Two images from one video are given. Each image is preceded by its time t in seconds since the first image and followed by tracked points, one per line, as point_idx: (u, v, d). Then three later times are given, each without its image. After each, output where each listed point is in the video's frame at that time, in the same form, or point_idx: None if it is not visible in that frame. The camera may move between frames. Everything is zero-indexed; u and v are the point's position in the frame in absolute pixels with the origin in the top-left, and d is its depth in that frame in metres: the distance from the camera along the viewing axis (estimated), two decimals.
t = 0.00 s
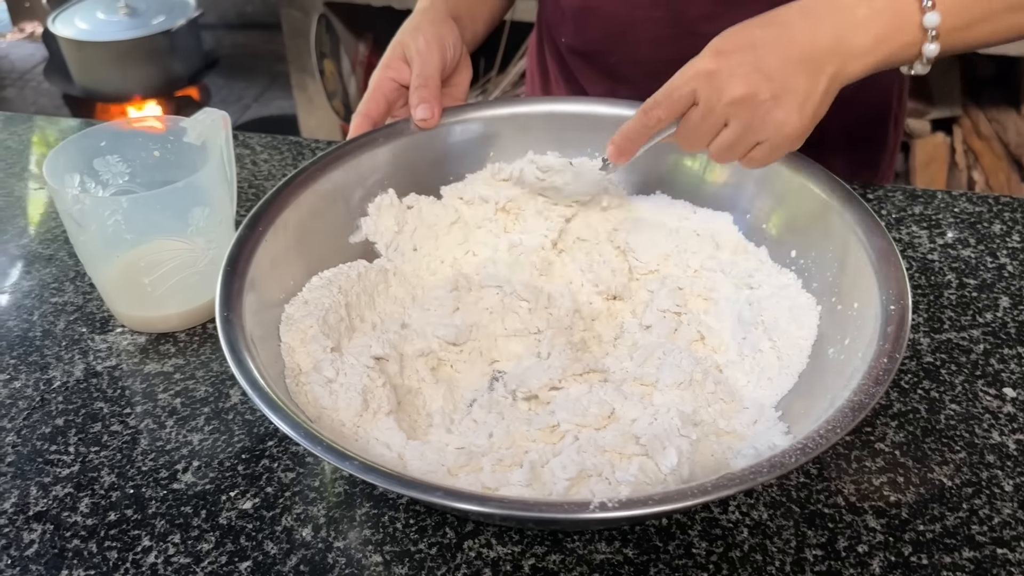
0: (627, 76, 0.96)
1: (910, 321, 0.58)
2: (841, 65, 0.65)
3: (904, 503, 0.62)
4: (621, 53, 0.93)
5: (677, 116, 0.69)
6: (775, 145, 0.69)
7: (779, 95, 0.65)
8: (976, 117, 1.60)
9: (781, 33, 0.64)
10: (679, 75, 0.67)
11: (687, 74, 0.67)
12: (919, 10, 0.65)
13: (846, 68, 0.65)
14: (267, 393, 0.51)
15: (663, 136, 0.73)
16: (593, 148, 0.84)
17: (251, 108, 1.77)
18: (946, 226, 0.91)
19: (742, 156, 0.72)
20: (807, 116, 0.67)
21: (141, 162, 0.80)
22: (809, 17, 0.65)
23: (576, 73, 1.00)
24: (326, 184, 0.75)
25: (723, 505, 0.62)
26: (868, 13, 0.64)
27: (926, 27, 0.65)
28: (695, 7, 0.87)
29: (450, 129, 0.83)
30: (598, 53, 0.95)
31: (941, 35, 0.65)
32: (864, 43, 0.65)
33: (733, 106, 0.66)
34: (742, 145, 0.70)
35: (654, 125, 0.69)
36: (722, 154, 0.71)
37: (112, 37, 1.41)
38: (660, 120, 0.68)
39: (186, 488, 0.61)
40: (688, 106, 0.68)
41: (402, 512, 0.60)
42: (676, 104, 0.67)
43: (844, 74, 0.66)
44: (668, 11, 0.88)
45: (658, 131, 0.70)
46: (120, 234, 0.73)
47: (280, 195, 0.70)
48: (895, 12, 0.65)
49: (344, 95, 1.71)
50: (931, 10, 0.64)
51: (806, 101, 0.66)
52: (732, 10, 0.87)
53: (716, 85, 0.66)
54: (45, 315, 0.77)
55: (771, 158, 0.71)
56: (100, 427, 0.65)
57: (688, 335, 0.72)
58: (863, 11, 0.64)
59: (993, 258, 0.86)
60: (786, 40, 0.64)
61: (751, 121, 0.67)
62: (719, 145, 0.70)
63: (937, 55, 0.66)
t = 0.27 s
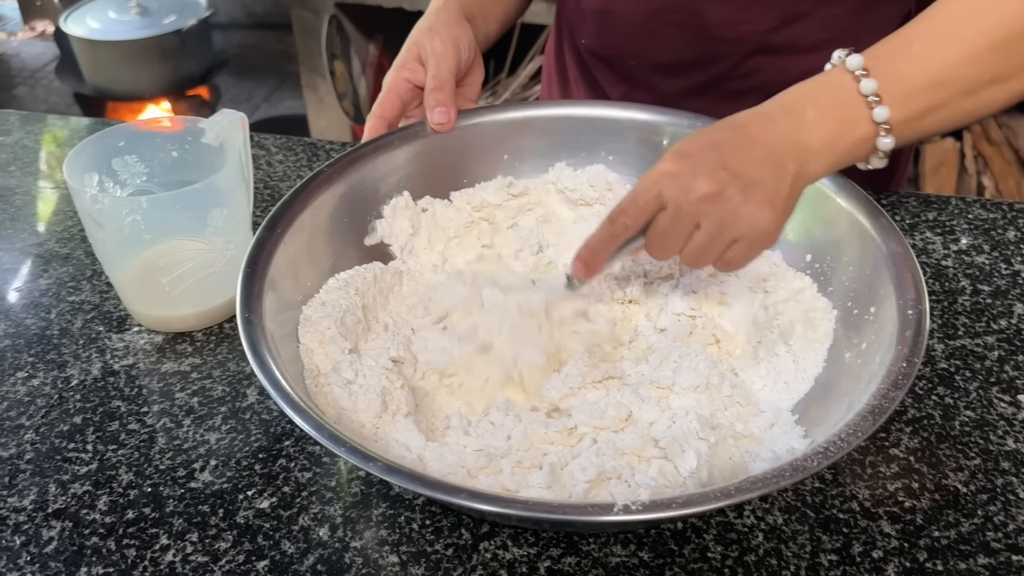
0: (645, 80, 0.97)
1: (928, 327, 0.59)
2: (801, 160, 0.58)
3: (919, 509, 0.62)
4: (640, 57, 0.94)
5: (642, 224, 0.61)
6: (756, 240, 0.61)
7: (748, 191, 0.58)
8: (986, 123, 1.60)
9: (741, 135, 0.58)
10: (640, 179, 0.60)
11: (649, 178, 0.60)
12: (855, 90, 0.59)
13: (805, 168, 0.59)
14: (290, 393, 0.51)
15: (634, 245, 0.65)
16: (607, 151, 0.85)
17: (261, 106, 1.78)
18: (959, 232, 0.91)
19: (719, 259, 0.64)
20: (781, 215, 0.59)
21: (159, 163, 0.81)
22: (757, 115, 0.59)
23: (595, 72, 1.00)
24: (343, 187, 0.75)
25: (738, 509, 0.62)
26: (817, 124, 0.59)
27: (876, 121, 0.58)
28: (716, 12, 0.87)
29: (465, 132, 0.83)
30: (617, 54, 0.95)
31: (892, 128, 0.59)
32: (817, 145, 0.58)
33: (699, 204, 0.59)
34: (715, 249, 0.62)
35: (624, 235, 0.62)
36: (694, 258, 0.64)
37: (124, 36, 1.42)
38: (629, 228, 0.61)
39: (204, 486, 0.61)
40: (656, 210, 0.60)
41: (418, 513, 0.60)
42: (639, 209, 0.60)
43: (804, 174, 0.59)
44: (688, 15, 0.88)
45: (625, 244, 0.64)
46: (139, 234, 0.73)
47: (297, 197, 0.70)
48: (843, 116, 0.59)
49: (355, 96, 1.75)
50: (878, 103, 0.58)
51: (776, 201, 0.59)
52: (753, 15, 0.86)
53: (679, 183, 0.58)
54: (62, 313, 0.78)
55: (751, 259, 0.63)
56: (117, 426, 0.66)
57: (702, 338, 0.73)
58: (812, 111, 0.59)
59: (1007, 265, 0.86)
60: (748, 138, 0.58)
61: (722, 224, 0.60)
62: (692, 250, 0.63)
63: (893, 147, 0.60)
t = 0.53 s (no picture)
0: (651, 80, 0.96)
1: (932, 330, 0.58)
2: (915, 151, 0.54)
3: (922, 515, 0.61)
4: (645, 58, 0.94)
5: (761, 242, 0.52)
6: (898, 235, 0.51)
7: (881, 178, 0.50)
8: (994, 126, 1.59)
9: (845, 132, 0.53)
10: (746, 191, 0.52)
11: (757, 183, 0.51)
12: (950, 77, 0.58)
13: (921, 158, 0.54)
14: (290, 392, 0.51)
15: (750, 279, 0.56)
16: (611, 152, 0.85)
17: (266, 105, 1.74)
18: (966, 236, 0.90)
19: (858, 270, 0.54)
20: (920, 201, 0.51)
21: (163, 160, 0.81)
22: (860, 117, 0.55)
23: (600, 73, 1.00)
24: (346, 187, 0.75)
25: (740, 513, 0.61)
26: (925, 120, 0.55)
27: (983, 105, 0.57)
28: (721, 12, 0.87)
29: (468, 132, 0.83)
30: (623, 55, 0.95)
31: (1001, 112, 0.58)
32: (926, 136, 0.55)
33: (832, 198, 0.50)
34: (853, 257, 0.52)
35: (734, 261, 0.53)
36: (827, 275, 0.54)
37: (130, 33, 1.42)
38: (741, 249, 0.52)
39: (205, 485, 0.61)
40: (771, 226, 0.52)
41: (419, 513, 0.60)
42: (756, 223, 0.51)
43: (920, 166, 0.54)
44: (695, 16, 0.88)
45: (735, 274, 0.55)
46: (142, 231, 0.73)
47: (300, 197, 0.70)
48: (950, 103, 0.57)
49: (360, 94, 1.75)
50: (983, 87, 0.57)
51: (911, 188, 0.51)
52: (758, 16, 0.86)
53: (798, 180, 0.50)
54: (65, 310, 0.78)
55: (891, 266, 0.53)
56: (119, 423, 0.66)
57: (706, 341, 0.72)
58: (915, 104, 0.56)
59: (1014, 270, 0.85)
60: (854, 133, 0.53)
61: (857, 216, 0.50)
62: (827, 263, 0.52)
63: (1004, 136, 0.59)
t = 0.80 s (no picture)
0: (657, 81, 0.95)
1: (938, 335, 0.58)
2: (949, 112, 0.54)
3: (926, 520, 0.61)
4: (652, 58, 0.93)
5: (797, 212, 0.53)
6: (921, 207, 0.53)
7: (908, 155, 0.52)
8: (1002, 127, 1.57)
9: (879, 97, 0.53)
10: (784, 167, 0.53)
11: (792, 164, 0.53)
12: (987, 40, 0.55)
13: (953, 115, 0.54)
14: (289, 390, 0.51)
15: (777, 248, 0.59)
16: (615, 152, 0.85)
17: (273, 101, 1.78)
18: (972, 239, 0.89)
19: (879, 236, 0.55)
20: (939, 173, 0.52)
21: (166, 157, 0.81)
22: (891, 83, 0.53)
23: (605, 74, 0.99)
24: (348, 185, 0.75)
25: (742, 517, 0.61)
26: (956, 77, 0.54)
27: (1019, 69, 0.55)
28: (731, 14, 0.87)
29: (472, 131, 0.82)
30: (630, 56, 0.95)
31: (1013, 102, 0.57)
32: (961, 90, 0.54)
33: (860, 179, 0.51)
34: (878, 222, 0.54)
35: (775, 230, 0.54)
36: (856, 236, 0.55)
37: (137, 29, 1.42)
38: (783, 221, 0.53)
39: (204, 483, 0.61)
40: (805, 201, 0.53)
41: (419, 513, 0.59)
42: (795, 199, 0.53)
43: (952, 126, 0.54)
44: (704, 18, 0.88)
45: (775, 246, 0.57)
46: (145, 228, 0.73)
47: (303, 195, 0.69)
48: (985, 65, 0.55)
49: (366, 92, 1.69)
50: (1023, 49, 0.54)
51: (931, 156, 0.52)
52: (768, 18, 0.86)
53: (832, 161, 0.52)
54: (67, 306, 0.78)
55: (918, 210, 0.53)
56: (119, 420, 0.66)
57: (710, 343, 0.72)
58: (952, 62, 0.55)
59: (1021, 274, 0.85)
60: (888, 101, 0.52)
61: (880, 185, 0.52)
62: (853, 230, 0.55)
63: None
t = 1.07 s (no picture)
0: (666, 79, 0.95)
1: (946, 337, 0.57)
2: (951, 152, 0.51)
3: (932, 524, 0.60)
4: (661, 58, 0.93)
5: (794, 255, 0.50)
6: (932, 246, 0.50)
7: (917, 184, 0.48)
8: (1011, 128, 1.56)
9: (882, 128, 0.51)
10: (779, 196, 0.49)
11: (790, 188, 0.49)
12: (931, 111, 0.52)
13: (956, 160, 0.51)
14: (290, 387, 0.51)
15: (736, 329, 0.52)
16: (622, 151, 0.84)
17: (280, 99, 1.81)
18: (980, 241, 0.89)
19: (890, 281, 0.52)
20: (951, 210, 0.49)
21: (171, 153, 0.81)
22: (881, 134, 0.50)
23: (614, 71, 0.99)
24: (353, 182, 0.74)
25: (746, 519, 0.61)
26: (956, 123, 0.52)
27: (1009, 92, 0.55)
28: (741, 13, 0.86)
29: (477, 129, 0.82)
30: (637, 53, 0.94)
31: (969, 158, 0.52)
32: (953, 132, 0.52)
33: (869, 206, 0.48)
34: (888, 264, 0.50)
35: (774, 268, 0.50)
36: (859, 284, 0.52)
37: (144, 25, 1.41)
38: (780, 259, 0.50)
39: (207, 481, 0.61)
40: (806, 233, 0.49)
41: (421, 513, 0.59)
42: (794, 226, 0.49)
43: (945, 174, 0.50)
44: (712, 16, 0.86)
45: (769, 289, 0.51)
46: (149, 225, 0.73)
47: (307, 192, 0.69)
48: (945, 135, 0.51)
49: (373, 90, 1.67)
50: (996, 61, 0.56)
51: (948, 195, 0.49)
52: (777, 16, 0.85)
53: (839, 189, 0.48)
54: (71, 303, 0.78)
55: (918, 278, 0.51)
56: (122, 417, 0.66)
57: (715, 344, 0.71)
58: (946, 107, 0.53)
59: None
60: (890, 136, 0.50)
61: (897, 221, 0.48)
62: (857, 275, 0.51)
63: None
